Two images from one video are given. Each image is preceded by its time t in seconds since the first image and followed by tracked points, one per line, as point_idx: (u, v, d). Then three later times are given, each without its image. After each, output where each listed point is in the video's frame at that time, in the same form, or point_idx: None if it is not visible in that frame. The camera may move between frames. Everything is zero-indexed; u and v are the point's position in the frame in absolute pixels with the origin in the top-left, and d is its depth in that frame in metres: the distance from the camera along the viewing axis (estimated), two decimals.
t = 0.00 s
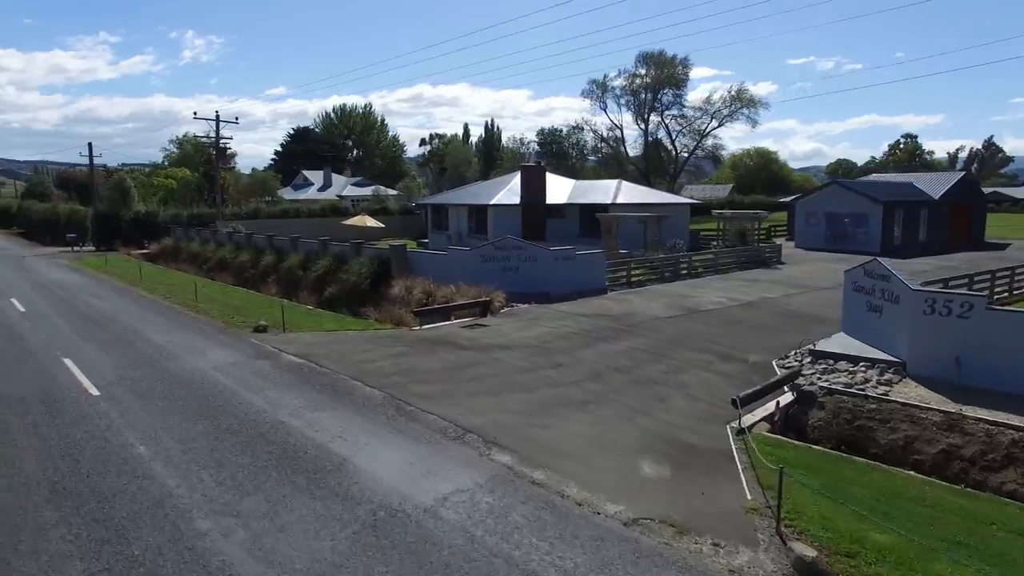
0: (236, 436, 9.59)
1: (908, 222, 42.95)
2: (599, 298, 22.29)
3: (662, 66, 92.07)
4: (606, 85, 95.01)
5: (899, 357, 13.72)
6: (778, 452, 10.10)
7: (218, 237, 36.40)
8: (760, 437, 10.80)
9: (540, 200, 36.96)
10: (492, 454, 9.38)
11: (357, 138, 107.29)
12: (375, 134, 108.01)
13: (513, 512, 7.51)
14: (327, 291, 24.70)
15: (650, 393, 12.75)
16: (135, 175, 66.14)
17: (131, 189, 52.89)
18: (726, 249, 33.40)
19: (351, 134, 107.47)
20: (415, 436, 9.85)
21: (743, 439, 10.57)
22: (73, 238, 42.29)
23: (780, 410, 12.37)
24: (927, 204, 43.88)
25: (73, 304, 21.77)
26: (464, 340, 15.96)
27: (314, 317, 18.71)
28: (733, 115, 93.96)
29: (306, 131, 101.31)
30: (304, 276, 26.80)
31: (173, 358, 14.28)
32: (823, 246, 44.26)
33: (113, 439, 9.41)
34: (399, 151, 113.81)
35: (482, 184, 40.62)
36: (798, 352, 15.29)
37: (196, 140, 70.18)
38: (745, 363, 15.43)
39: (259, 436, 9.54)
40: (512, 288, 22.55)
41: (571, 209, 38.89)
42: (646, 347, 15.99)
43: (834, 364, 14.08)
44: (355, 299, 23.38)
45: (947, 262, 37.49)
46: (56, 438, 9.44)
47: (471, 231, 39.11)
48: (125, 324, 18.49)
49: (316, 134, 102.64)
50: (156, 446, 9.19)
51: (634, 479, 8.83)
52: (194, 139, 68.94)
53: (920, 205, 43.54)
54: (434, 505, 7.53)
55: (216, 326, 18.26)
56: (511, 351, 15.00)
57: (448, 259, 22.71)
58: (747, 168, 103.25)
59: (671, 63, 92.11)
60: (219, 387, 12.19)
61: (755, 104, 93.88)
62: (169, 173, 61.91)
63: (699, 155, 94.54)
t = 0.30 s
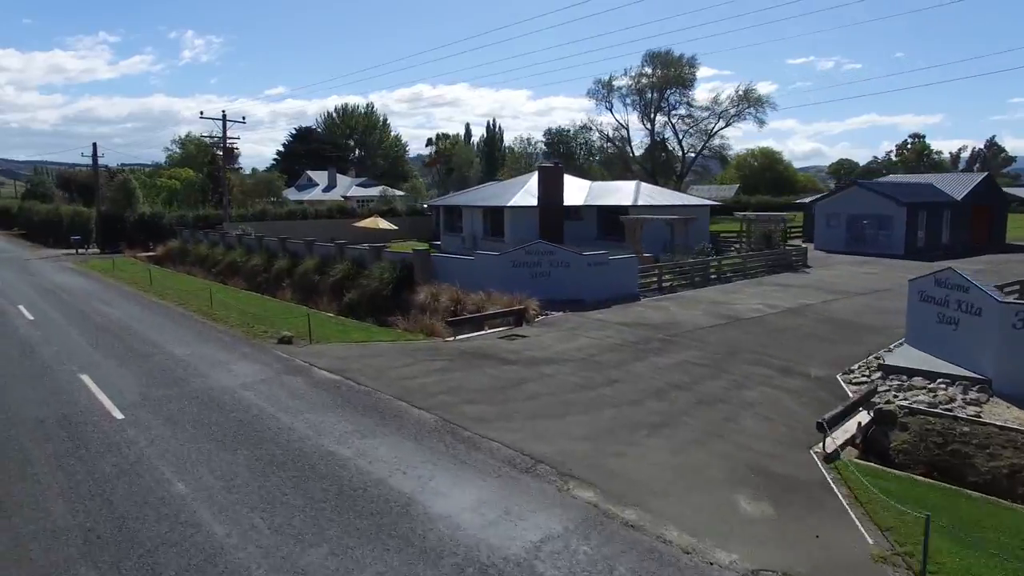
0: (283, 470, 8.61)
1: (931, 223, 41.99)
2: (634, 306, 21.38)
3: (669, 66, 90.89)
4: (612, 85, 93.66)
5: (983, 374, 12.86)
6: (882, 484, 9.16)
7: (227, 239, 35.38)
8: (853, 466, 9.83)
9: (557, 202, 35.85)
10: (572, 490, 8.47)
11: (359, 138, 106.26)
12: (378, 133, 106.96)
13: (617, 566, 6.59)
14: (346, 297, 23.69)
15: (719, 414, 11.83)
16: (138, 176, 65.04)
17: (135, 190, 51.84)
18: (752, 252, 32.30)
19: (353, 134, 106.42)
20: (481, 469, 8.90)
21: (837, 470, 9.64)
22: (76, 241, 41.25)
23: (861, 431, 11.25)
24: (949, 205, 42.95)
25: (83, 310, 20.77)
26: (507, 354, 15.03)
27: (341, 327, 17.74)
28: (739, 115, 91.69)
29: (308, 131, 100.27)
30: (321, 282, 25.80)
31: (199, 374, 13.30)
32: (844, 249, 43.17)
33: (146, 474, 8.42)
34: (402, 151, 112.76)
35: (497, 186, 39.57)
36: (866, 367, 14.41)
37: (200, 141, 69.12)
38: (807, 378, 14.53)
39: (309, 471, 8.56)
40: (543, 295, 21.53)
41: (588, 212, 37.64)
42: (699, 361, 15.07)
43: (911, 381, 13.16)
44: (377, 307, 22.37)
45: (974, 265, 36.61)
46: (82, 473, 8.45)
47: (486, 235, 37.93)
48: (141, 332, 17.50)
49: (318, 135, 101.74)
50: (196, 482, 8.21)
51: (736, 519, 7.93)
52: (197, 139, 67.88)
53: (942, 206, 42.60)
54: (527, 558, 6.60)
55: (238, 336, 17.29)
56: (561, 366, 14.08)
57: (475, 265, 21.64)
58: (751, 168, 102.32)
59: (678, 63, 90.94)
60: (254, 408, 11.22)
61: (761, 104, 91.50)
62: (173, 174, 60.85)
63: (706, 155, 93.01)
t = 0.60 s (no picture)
0: (349, 510, 7.65)
1: (955, 226, 41.11)
2: (674, 315, 20.48)
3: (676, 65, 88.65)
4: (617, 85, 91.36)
5: None
6: (1013, 522, 8.25)
7: (238, 242, 34.31)
8: (969, 499, 8.87)
9: (578, 203, 34.88)
10: (678, 531, 7.61)
11: (361, 138, 105.24)
12: (380, 133, 105.91)
13: None
14: (369, 303, 22.68)
15: (804, 437, 10.95)
16: (140, 176, 63.87)
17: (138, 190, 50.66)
18: (780, 255, 31.35)
19: (354, 134, 105.38)
20: (570, 508, 8.00)
21: (955, 503, 8.72)
22: (81, 243, 40.09)
23: (961, 458, 10.28)
24: (973, 207, 42.04)
25: (96, 318, 19.76)
26: (559, 371, 14.11)
27: (374, 337, 16.79)
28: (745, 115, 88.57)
29: (310, 131, 99.17)
30: (340, 287, 24.79)
31: (232, 391, 12.34)
32: (865, 251, 42.21)
33: (196, 516, 7.44)
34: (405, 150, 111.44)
35: (513, 187, 38.57)
36: (943, 384, 13.51)
37: (202, 140, 67.89)
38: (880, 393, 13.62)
39: (380, 512, 7.61)
40: (579, 302, 20.59)
41: (608, 213, 36.66)
42: (762, 376, 14.16)
43: (1001, 402, 12.27)
44: (402, 315, 21.40)
45: (1004, 269, 35.69)
46: (121, 515, 7.46)
47: (504, 237, 36.83)
48: (162, 343, 16.53)
49: (320, 134, 100.52)
50: (255, 526, 7.24)
51: (869, 566, 7.04)
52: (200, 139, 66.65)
53: (966, 208, 41.70)
54: None
55: (265, 347, 16.32)
56: (619, 383, 13.18)
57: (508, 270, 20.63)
58: (754, 168, 100.93)
59: (684, 62, 88.53)
60: (299, 432, 10.26)
61: (768, 104, 87.82)
62: (176, 174, 59.73)
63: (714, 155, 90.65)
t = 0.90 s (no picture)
0: (446, 561, 6.72)
1: (982, 228, 40.25)
2: (720, 324, 19.59)
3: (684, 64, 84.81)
4: (622, 84, 87.61)
5: None
6: None
7: (250, 244, 33.25)
8: None
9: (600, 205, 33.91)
10: None
11: (363, 138, 104.34)
12: (382, 133, 105.22)
13: None
14: (395, 309, 21.69)
15: (907, 460, 10.05)
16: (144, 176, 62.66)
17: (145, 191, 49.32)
18: (810, 259, 30.28)
19: (356, 134, 104.41)
20: (689, 554, 7.11)
21: None
22: (87, 245, 38.58)
23: None
24: (1000, 209, 41.19)
25: (115, 327, 18.78)
26: (621, 389, 13.23)
27: (413, 349, 15.85)
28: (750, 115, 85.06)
29: (313, 131, 98.10)
30: (364, 292, 23.80)
31: (277, 410, 11.38)
32: (889, 254, 41.34)
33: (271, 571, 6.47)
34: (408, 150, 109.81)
35: (531, 189, 37.60)
36: None
37: (206, 140, 66.10)
38: (967, 409, 12.71)
39: (481, 563, 6.68)
40: (619, 309, 19.80)
41: (630, 215, 35.69)
42: (838, 393, 13.25)
43: None
44: (433, 322, 20.50)
45: None
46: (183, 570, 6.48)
47: (523, 238, 35.64)
48: (190, 355, 15.58)
49: (322, 134, 99.23)
50: None
51: None
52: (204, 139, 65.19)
53: (992, 210, 40.85)
54: None
55: (299, 358, 15.36)
56: (691, 403, 12.27)
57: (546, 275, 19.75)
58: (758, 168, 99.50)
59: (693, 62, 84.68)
60: (362, 460, 9.33)
61: (774, 103, 84.30)
62: (180, 175, 58.60)
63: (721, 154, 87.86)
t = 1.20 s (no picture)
0: None
1: (1012, 231, 39.41)
2: (774, 332, 18.70)
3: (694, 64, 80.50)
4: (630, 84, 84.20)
5: None
6: None
7: (265, 247, 32.12)
8: None
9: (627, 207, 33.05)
10: None
11: (366, 139, 103.12)
12: (385, 133, 103.71)
13: None
14: (429, 317, 20.82)
15: None
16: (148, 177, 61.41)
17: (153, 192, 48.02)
18: (845, 265, 28.99)
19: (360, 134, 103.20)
20: None
21: None
22: (97, 248, 37.25)
23: None
24: None
25: (140, 337, 17.85)
26: (698, 407, 12.31)
27: (463, 363, 14.97)
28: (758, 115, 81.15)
29: (315, 131, 96.17)
30: (393, 298, 22.84)
31: (336, 434, 10.47)
32: (917, 256, 40.53)
33: None
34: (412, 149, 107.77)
35: (553, 191, 36.67)
36: None
37: (212, 140, 64.18)
38: None
39: None
40: (668, 317, 19.04)
41: (655, 217, 34.80)
42: (928, 408, 12.38)
43: None
44: (472, 330, 19.68)
45: None
46: None
47: (546, 241, 34.50)
48: (226, 367, 14.66)
49: (326, 135, 97.83)
50: None
51: None
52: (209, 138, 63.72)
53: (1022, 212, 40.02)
54: None
55: (343, 372, 14.43)
56: (779, 424, 11.39)
57: (592, 282, 18.90)
58: (765, 168, 98.31)
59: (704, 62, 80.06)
60: (447, 494, 8.43)
61: (785, 103, 80.31)
62: (187, 175, 57.46)
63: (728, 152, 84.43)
